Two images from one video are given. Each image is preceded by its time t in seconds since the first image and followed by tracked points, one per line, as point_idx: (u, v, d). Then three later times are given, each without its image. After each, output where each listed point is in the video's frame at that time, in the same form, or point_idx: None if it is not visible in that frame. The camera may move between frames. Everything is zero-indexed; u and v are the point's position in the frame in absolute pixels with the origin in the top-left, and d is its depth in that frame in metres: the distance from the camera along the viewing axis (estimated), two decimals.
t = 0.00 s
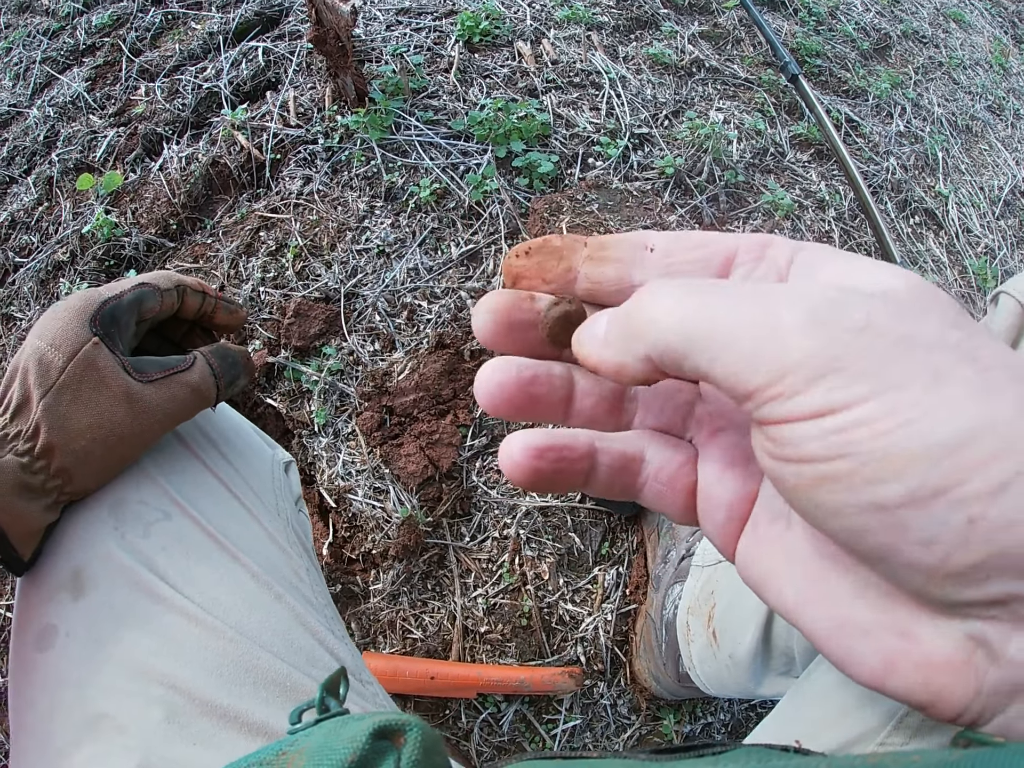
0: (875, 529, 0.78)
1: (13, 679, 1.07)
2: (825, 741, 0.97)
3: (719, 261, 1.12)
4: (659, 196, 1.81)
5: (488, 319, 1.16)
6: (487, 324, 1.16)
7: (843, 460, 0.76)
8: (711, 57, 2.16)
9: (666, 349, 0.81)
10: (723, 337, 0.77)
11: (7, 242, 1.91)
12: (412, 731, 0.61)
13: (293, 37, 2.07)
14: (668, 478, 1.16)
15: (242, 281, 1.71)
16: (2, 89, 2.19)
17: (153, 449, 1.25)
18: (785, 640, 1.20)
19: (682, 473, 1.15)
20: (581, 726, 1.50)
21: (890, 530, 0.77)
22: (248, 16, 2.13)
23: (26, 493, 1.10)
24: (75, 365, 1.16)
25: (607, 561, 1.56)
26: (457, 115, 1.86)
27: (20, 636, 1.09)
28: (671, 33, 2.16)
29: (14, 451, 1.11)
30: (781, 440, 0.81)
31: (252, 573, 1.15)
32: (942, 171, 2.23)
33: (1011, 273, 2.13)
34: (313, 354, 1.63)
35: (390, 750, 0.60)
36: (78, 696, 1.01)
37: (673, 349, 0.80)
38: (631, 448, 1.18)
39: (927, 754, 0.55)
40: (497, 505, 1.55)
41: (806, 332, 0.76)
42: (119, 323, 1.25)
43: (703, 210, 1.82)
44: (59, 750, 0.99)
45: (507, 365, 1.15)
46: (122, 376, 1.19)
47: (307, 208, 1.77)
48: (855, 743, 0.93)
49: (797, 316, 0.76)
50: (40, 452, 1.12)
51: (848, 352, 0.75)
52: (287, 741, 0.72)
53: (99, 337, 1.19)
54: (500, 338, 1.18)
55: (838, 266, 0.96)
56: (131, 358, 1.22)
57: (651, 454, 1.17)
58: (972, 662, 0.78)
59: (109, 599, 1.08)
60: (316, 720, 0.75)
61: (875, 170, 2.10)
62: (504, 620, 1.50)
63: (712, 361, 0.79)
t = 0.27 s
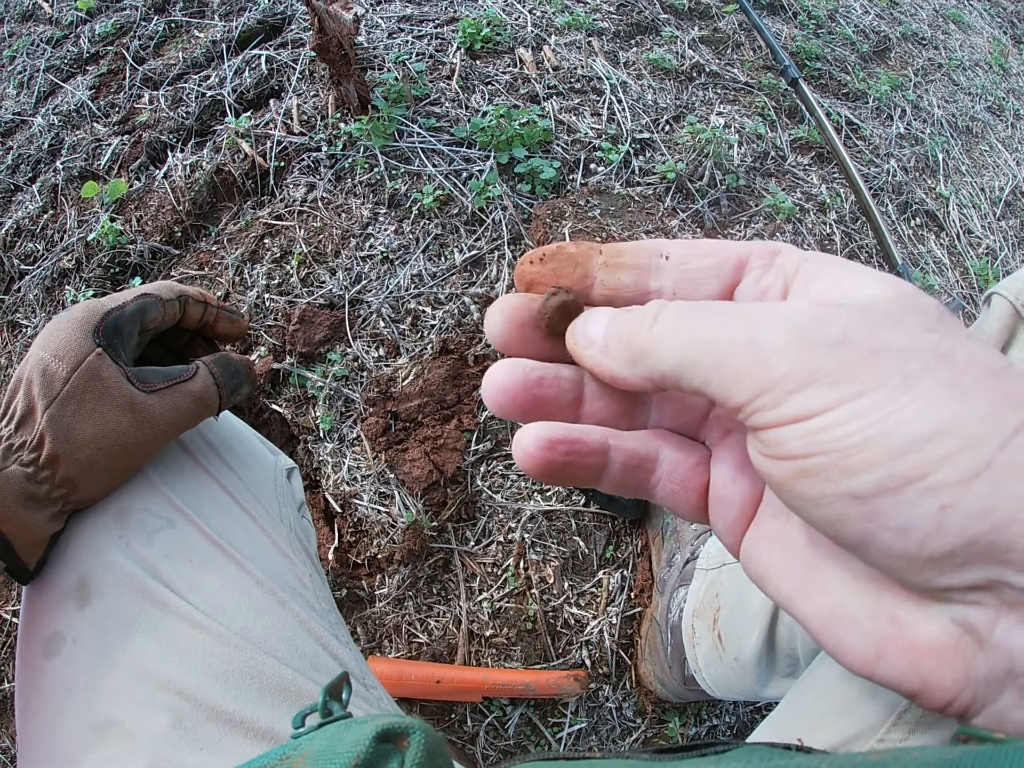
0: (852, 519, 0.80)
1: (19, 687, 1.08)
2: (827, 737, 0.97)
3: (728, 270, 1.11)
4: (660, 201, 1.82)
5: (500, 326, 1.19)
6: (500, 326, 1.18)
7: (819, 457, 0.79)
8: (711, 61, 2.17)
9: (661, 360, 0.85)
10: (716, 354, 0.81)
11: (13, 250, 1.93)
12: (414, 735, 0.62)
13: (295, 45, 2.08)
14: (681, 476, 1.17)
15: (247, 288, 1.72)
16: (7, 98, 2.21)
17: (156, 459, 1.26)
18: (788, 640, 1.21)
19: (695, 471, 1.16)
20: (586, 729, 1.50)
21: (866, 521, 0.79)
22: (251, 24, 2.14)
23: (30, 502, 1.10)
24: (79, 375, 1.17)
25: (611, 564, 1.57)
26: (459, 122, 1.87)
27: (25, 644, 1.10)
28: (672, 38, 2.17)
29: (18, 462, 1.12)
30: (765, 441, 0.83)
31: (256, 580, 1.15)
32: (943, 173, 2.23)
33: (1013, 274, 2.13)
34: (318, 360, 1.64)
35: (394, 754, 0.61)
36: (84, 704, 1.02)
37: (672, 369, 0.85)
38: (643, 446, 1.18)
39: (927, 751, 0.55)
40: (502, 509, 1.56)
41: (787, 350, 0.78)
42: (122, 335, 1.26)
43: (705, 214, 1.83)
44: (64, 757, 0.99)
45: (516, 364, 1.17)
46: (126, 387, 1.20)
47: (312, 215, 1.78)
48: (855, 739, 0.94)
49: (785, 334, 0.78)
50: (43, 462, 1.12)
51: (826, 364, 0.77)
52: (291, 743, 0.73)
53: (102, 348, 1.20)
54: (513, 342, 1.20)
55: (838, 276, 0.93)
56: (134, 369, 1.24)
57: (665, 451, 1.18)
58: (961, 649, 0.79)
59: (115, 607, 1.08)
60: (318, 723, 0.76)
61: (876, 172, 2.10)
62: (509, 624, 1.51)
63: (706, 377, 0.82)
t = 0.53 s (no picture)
0: (860, 519, 0.76)
1: (20, 688, 1.08)
2: (827, 740, 0.97)
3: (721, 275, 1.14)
4: (660, 203, 1.82)
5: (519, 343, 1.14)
6: (521, 342, 1.13)
7: (828, 453, 0.75)
8: (711, 63, 2.17)
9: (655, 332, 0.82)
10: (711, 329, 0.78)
11: (15, 254, 1.93)
12: (416, 738, 0.62)
13: (296, 49, 2.09)
14: (668, 491, 1.17)
15: (248, 292, 1.72)
16: (9, 102, 2.21)
17: (158, 460, 1.26)
18: (790, 644, 1.20)
19: (681, 486, 1.16)
20: (588, 732, 1.50)
21: (878, 523, 0.76)
22: (252, 28, 2.15)
23: (32, 503, 1.11)
24: (80, 376, 1.18)
25: (613, 567, 1.57)
26: (459, 125, 1.87)
27: (26, 645, 1.10)
28: (672, 40, 2.18)
29: (20, 463, 1.12)
30: (766, 436, 0.80)
31: (257, 581, 1.15)
32: (943, 174, 2.23)
33: (1014, 274, 2.13)
34: (319, 363, 1.64)
35: (396, 756, 0.62)
36: (84, 705, 1.02)
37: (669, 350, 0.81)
38: (627, 464, 1.19)
39: (930, 754, 0.55)
40: (503, 511, 1.55)
41: (790, 334, 0.75)
42: (123, 336, 1.27)
43: (705, 216, 1.83)
44: (64, 758, 0.99)
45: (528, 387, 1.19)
46: (128, 389, 1.20)
47: (312, 219, 1.79)
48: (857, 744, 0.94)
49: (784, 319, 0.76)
50: (44, 463, 1.12)
51: (830, 352, 0.74)
52: (291, 746, 0.72)
53: (103, 349, 1.21)
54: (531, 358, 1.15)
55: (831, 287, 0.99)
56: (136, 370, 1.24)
57: (650, 466, 1.18)
58: (963, 660, 0.78)
59: (115, 608, 1.09)
60: (319, 726, 0.76)
61: (877, 173, 2.10)
62: (510, 627, 1.51)
63: (703, 353, 0.79)
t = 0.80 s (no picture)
0: (870, 519, 0.76)
1: (20, 688, 1.08)
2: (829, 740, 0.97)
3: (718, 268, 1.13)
4: (661, 202, 1.82)
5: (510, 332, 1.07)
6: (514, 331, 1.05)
7: (840, 452, 0.74)
8: (711, 62, 2.17)
9: (652, 331, 0.79)
10: (713, 322, 0.75)
11: (15, 255, 1.93)
12: (418, 738, 0.63)
13: (295, 50, 2.09)
14: (665, 487, 1.17)
15: (249, 293, 1.73)
16: (9, 104, 2.22)
17: (157, 460, 1.26)
18: (793, 644, 1.20)
19: (678, 482, 1.17)
20: (590, 732, 1.50)
21: (888, 521, 0.75)
22: (252, 30, 2.15)
23: (32, 503, 1.11)
24: (80, 376, 1.18)
25: (614, 566, 1.57)
26: (459, 125, 1.87)
27: (27, 645, 1.10)
28: (671, 39, 2.18)
29: (20, 463, 1.12)
30: (773, 435, 0.79)
31: (257, 581, 1.15)
32: (944, 172, 2.23)
33: (1015, 272, 2.13)
34: (320, 364, 1.64)
35: (397, 756, 0.62)
36: (84, 704, 1.02)
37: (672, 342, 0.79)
38: (624, 460, 1.19)
39: (934, 753, 0.55)
40: (504, 511, 1.56)
41: (799, 328, 0.73)
42: (123, 337, 1.27)
43: (705, 215, 1.83)
44: (64, 757, 0.99)
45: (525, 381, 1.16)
46: (128, 389, 1.20)
47: (313, 219, 1.79)
48: (858, 743, 0.93)
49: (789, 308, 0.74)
50: (44, 463, 1.12)
51: (844, 348, 0.72)
52: (292, 746, 0.72)
53: (103, 349, 1.21)
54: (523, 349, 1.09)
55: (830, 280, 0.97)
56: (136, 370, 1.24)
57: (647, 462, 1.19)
58: (968, 663, 0.78)
59: (115, 608, 1.09)
60: (320, 726, 0.76)
61: (877, 172, 2.10)
62: (512, 627, 1.51)
63: (703, 348, 0.77)
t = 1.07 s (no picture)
0: (862, 531, 0.76)
1: (22, 687, 1.08)
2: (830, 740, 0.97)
3: (721, 254, 1.06)
4: (661, 202, 1.82)
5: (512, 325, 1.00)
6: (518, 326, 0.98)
7: (840, 470, 0.73)
8: (711, 62, 2.17)
9: (645, 356, 0.72)
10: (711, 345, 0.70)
11: (17, 256, 1.94)
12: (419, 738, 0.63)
13: (296, 51, 2.09)
14: (671, 479, 1.18)
15: (250, 293, 1.73)
16: (10, 105, 2.22)
17: (158, 460, 1.26)
18: (794, 643, 1.21)
19: (683, 473, 1.17)
20: (591, 732, 1.50)
21: (883, 536, 0.75)
22: (252, 31, 2.15)
23: (33, 503, 1.11)
24: (81, 377, 1.18)
25: (615, 566, 1.57)
26: (459, 125, 1.87)
27: (28, 644, 1.10)
28: (672, 39, 2.18)
29: (21, 463, 1.13)
30: (768, 452, 0.78)
31: (257, 581, 1.15)
32: (945, 171, 2.23)
33: (1016, 272, 2.13)
34: (321, 365, 1.64)
35: (398, 755, 0.62)
36: (85, 703, 1.02)
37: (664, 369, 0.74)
38: (631, 456, 1.18)
39: (936, 753, 0.55)
40: (505, 512, 1.56)
41: (799, 350, 0.69)
42: (123, 337, 1.27)
43: (706, 215, 1.83)
44: (65, 757, 0.99)
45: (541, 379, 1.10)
46: (128, 389, 1.20)
47: (313, 220, 1.79)
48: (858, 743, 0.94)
49: (788, 325, 0.69)
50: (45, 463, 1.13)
51: (843, 367, 0.69)
52: (294, 746, 0.72)
53: (104, 350, 1.21)
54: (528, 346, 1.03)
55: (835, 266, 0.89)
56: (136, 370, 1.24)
57: (654, 456, 1.18)
58: (961, 662, 0.78)
59: (116, 608, 1.09)
60: (321, 727, 0.76)
61: (878, 171, 2.10)
62: (513, 627, 1.51)
63: (701, 372, 0.72)
